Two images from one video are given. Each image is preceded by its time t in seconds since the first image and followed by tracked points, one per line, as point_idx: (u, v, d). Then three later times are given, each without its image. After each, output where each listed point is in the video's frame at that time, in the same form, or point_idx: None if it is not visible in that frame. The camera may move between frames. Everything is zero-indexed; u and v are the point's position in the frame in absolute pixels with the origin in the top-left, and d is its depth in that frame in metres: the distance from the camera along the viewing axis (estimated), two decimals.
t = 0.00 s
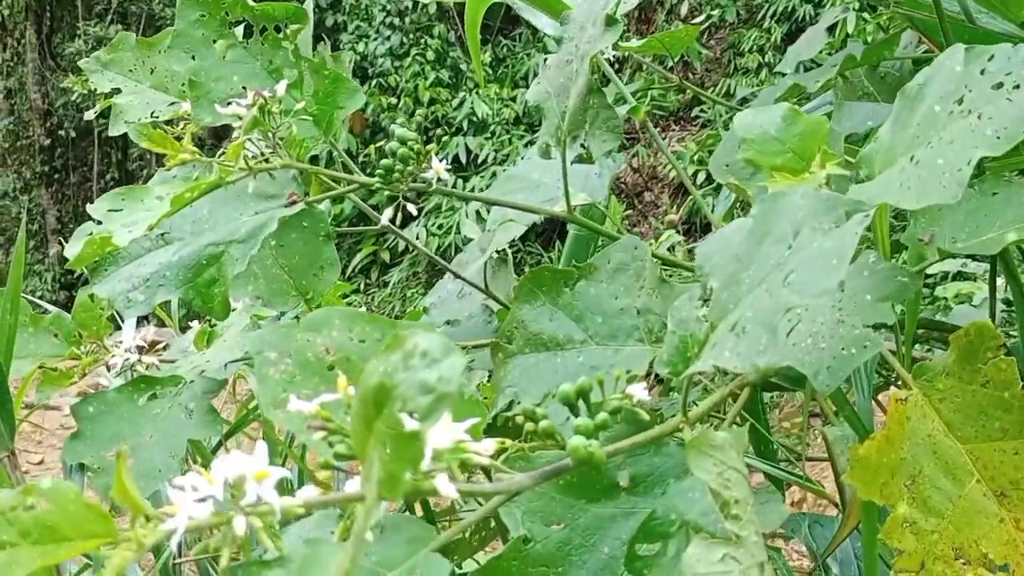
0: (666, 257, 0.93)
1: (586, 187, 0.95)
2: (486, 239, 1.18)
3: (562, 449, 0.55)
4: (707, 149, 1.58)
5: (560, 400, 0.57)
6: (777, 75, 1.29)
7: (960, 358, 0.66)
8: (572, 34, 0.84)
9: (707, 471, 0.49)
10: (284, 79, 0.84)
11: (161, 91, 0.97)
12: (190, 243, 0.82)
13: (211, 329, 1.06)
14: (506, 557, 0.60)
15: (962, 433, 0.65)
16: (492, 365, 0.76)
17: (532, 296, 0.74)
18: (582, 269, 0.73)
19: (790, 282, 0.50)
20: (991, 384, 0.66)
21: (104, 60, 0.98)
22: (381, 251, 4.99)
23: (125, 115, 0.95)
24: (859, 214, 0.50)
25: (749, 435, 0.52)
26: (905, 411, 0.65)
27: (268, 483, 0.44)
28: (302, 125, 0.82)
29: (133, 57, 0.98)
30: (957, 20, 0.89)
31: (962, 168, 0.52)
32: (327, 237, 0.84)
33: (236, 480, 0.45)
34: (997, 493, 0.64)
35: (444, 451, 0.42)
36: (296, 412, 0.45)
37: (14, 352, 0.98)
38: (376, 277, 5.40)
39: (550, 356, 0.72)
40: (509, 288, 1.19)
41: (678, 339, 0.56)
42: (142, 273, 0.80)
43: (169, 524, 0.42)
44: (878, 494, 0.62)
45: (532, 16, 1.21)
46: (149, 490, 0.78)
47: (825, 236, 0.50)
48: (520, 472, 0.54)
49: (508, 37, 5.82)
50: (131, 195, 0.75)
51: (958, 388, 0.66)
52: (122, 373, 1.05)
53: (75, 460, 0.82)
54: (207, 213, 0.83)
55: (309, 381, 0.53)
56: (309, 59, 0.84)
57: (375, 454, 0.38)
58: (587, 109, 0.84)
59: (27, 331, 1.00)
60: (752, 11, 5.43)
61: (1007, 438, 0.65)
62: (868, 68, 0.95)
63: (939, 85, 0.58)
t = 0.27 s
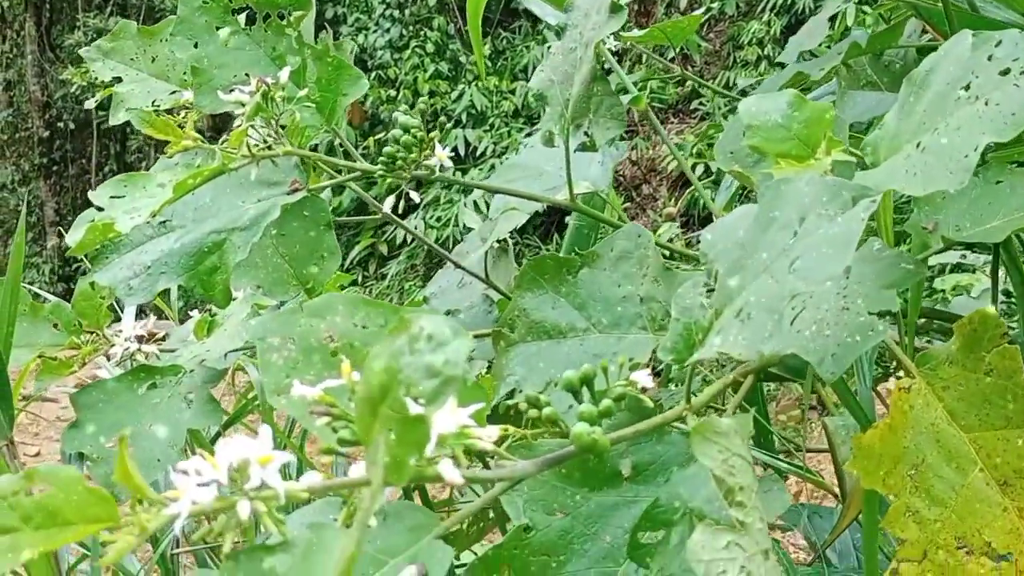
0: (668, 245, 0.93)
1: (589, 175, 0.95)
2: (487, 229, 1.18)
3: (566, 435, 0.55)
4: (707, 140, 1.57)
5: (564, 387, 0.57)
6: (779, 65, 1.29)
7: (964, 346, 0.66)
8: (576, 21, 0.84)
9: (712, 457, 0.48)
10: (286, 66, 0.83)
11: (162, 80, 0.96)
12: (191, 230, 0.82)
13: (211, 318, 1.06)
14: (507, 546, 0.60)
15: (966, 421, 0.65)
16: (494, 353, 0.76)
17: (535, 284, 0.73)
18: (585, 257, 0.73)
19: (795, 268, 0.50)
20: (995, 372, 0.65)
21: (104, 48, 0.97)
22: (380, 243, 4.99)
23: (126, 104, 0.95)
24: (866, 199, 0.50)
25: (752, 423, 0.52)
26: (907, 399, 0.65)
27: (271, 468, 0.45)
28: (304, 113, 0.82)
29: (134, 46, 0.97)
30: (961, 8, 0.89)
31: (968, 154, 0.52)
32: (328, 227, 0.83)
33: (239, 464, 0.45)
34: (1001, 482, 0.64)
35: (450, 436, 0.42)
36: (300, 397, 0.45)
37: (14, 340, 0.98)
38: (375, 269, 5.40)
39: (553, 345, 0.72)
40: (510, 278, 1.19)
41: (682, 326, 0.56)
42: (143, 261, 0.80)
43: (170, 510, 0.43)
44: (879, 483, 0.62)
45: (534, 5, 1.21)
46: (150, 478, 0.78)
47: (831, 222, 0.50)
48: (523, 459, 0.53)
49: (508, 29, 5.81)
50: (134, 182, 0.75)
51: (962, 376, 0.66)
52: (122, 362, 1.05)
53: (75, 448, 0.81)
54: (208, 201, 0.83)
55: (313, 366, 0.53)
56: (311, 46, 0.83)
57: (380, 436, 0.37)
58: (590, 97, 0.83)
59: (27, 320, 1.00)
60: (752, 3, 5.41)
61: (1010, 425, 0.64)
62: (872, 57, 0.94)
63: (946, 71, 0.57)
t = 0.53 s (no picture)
0: (669, 235, 0.93)
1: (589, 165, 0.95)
2: (487, 219, 1.17)
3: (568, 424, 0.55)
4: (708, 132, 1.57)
5: (566, 376, 0.56)
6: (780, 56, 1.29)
7: (967, 335, 0.65)
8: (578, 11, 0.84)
9: (714, 446, 0.48)
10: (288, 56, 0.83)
11: (162, 71, 0.96)
12: (192, 220, 0.81)
13: (211, 308, 1.06)
14: (508, 535, 0.61)
15: (968, 412, 0.64)
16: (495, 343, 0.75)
17: (536, 274, 0.73)
18: (586, 247, 0.72)
19: (799, 258, 0.50)
20: (999, 361, 0.64)
21: (105, 38, 0.97)
22: (379, 235, 4.98)
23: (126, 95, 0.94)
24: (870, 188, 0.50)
25: (755, 412, 0.52)
26: (910, 389, 0.64)
27: (275, 456, 0.45)
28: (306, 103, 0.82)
29: (134, 37, 0.97)
30: None
31: (973, 144, 0.52)
32: (328, 217, 0.83)
33: (243, 451, 0.45)
34: (1002, 473, 0.64)
35: (453, 425, 0.43)
36: (304, 387, 0.46)
37: (13, 330, 0.98)
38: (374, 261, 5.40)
39: (554, 335, 0.72)
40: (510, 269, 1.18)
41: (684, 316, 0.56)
42: (143, 251, 0.80)
43: (175, 497, 0.43)
44: (882, 473, 0.62)
45: None
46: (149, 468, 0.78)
47: (834, 212, 0.50)
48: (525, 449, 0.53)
49: (507, 20, 5.80)
50: (135, 171, 0.74)
51: (964, 366, 0.65)
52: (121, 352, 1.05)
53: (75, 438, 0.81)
54: (209, 190, 0.82)
55: (314, 356, 0.53)
56: (313, 36, 0.83)
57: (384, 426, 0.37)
58: (592, 87, 0.83)
59: (26, 311, 1.00)
60: None
61: (1012, 416, 0.64)
62: (874, 48, 0.94)
63: (949, 61, 0.57)
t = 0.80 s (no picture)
0: (670, 223, 0.93)
1: (589, 154, 0.95)
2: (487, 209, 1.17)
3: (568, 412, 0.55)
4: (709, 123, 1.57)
5: (566, 363, 0.56)
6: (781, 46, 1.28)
7: (967, 324, 0.66)
8: None
9: (714, 434, 0.48)
10: (286, 44, 0.83)
11: (161, 60, 0.96)
12: (191, 209, 0.81)
13: (211, 298, 1.06)
14: (508, 522, 0.61)
15: (969, 400, 0.65)
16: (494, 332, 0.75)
17: (536, 262, 0.73)
18: (586, 235, 0.72)
19: (799, 245, 0.50)
20: (999, 350, 0.65)
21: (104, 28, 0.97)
22: (380, 227, 4.98)
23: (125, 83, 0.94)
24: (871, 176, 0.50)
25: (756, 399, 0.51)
26: (910, 378, 0.65)
27: (274, 441, 0.46)
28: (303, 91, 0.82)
29: (133, 26, 0.96)
30: None
31: (972, 131, 0.52)
32: (327, 207, 0.83)
33: (242, 436, 0.46)
34: (1003, 461, 0.63)
35: (451, 411, 0.43)
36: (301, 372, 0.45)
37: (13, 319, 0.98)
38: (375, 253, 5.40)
39: (554, 323, 0.72)
40: (511, 258, 1.18)
41: (684, 303, 0.56)
42: (143, 239, 0.80)
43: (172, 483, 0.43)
44: (882, 461, 0.63)
45: None
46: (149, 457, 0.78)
47: (835, 200, 0.49)
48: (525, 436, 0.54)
49: (508, 11, 5.79)
50: (134, 159, 0.74)
51: (966, 355, 0.65)
52: (121, 342, 1.05)
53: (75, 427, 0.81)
54: (207, 180, 0.83)
55: (313, 342, 0.53)
56: (312, 24, 0.83)
57: (382, 411, 0.36)
58: (592, 75, 0.83)
59: (26, 300, 0.99)
60: None
61: (1012, 404, 0.64)
62: (875, 37, 0.94)
63: (950, 48, 0.57)
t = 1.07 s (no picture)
0: (672, 213, 0.93)
1: (589, 143, 0.95)
2: (489, 199, 1.17)
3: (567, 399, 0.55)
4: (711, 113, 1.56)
5: (565, 351, 0.56)
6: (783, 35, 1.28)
7: (967, 314, 0.65)
8: None
9: (713, 422, 0.48)
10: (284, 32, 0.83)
11: (161, 49, 0.96)
12: (190, 198, 0.81)
13: (212, 288, 1.06)
14: (511, 511, 0.61)
15: (969, 388, 0.64)
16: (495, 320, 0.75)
17: (536, 251, 0.73)
18: (586, 224, 0.72)
19: (798, 232, 0.49)
20: (1000, 340, 0.65)
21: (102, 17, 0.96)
22: (382, 219, 4.98)
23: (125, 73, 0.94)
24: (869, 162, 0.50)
25: (755, 387, 0.51)
26: (910, 368, 0.64)
27: (270, 425, 0.45)
28: (301, 77, 0.83)
29: (131, 15, 0.96)
30: None
31: (972, 118, 0.52)
32: (328, 197, 0.83)
33: (239, 421, 0.45)
34: (1004, 449, 0.64)
35: (448, 397, 0.42)
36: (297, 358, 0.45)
37: (14, 309, 0.98)
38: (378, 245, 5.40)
39: (554, 312, 0.72)
40: (512, 249, 1.18)
41: (683, 291, 0.55)
42: (142, 229, 0.80)
43: (170, 466, 0.43)
44: (883, 451, 0.62)
45: None
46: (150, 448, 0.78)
47: (834, 187, 0.49)
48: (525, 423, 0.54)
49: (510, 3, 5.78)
50: (132, 147, 0.74)
51: (966, 343, 0.65)
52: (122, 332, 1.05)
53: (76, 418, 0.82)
54: (207, 168, 0.83)
55: (311, 329, 0.53)
56: (310, 12, 0.83)
57: (378, 397, 0.37)
58: (592, 64, 0.83)
59: (25, 291, 0.99)
60: None
61: (1013, 393, 0.64)
62: (876, 25, 0.94)
63: (949, 34, 0.57)
